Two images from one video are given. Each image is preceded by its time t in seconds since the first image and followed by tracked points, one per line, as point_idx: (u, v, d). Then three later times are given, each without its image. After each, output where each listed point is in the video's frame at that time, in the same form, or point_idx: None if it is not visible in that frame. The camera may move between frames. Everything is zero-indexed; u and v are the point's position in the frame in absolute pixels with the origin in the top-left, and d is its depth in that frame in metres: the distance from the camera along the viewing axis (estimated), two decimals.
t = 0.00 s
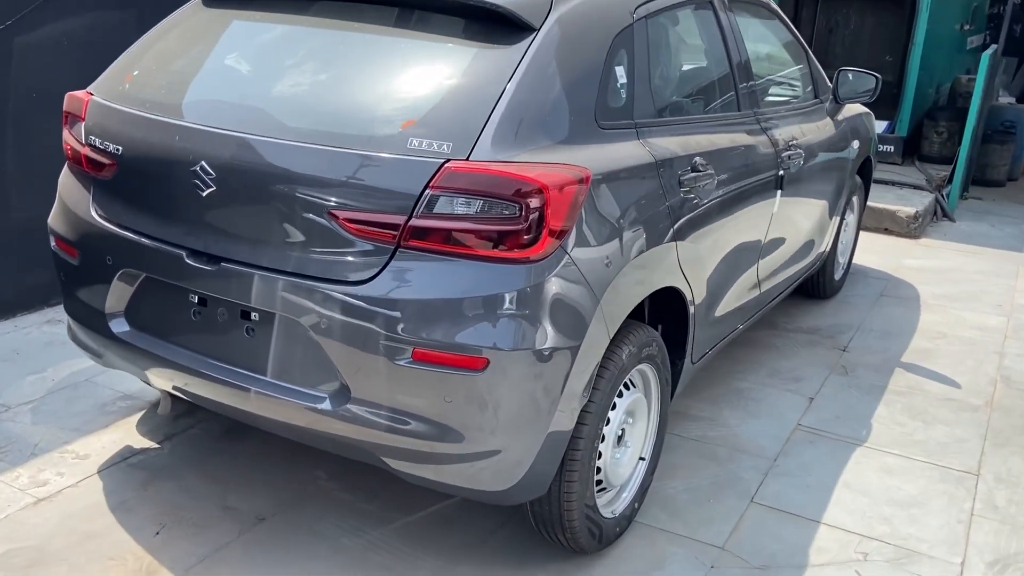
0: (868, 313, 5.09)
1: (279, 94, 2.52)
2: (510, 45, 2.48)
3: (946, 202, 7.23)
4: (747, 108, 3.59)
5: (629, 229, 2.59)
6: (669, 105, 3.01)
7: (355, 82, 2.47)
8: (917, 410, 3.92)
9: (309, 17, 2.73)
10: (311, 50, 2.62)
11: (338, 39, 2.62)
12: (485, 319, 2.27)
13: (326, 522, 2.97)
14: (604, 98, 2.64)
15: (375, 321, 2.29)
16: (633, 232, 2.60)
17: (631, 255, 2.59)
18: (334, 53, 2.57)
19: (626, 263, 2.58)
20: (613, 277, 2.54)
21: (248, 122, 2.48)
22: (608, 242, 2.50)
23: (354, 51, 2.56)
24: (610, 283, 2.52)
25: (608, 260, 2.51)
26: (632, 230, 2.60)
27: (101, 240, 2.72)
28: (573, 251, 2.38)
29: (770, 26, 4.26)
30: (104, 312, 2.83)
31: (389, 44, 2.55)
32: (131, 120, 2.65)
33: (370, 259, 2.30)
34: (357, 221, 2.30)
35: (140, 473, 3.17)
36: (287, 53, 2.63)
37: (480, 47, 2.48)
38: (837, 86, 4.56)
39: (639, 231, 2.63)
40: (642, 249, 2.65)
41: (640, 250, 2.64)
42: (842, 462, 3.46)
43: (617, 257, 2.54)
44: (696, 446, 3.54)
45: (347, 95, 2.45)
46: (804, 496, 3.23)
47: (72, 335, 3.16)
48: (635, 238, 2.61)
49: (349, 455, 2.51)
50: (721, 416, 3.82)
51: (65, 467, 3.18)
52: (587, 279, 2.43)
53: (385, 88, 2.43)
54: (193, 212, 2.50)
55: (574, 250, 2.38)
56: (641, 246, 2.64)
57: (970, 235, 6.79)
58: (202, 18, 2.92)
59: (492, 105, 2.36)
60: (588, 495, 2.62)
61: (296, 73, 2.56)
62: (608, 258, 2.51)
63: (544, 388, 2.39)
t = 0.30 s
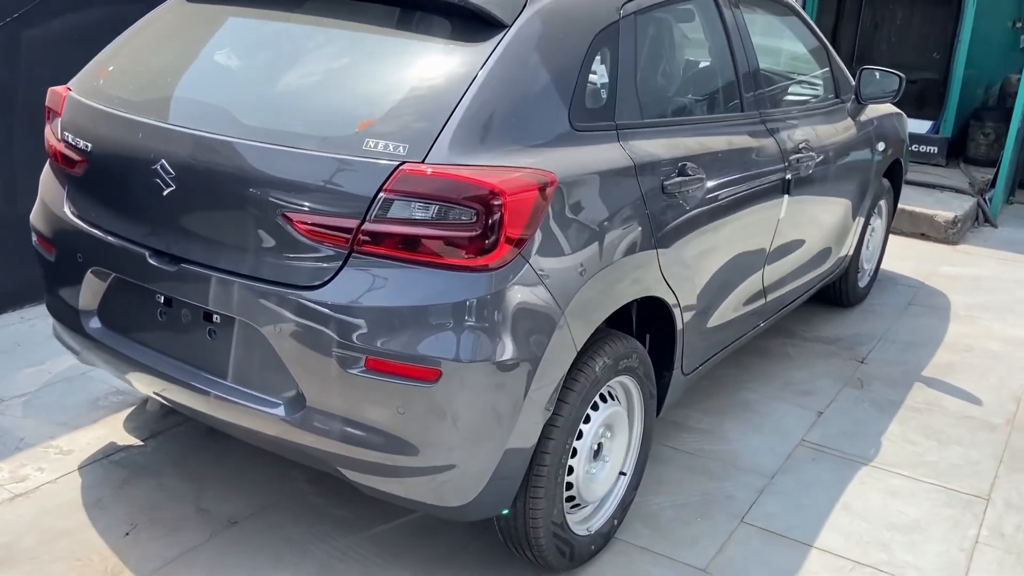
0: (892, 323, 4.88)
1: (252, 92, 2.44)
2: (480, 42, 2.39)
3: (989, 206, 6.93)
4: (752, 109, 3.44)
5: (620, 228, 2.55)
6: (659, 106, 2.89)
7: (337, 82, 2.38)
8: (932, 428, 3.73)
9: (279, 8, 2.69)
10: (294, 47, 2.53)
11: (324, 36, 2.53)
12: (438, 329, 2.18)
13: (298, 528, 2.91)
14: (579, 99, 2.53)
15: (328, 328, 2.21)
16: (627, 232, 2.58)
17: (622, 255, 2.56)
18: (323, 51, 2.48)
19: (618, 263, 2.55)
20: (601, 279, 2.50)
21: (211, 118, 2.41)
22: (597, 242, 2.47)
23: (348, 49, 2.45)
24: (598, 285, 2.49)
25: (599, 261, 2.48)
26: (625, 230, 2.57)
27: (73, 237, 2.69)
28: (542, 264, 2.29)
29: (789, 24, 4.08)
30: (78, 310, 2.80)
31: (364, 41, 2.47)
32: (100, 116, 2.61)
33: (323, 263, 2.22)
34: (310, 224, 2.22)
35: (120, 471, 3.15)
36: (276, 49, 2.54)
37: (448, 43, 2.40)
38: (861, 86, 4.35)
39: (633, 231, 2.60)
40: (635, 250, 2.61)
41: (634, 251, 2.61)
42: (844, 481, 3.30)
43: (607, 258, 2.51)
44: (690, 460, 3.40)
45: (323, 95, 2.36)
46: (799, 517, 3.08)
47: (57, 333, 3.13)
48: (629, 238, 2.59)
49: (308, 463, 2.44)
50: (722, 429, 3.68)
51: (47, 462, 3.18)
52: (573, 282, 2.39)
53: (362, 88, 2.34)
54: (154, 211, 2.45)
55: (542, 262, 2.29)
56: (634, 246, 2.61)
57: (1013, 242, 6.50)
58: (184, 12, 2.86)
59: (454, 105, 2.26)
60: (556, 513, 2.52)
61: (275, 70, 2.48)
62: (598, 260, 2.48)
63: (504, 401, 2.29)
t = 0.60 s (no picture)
0: (930, 332, 4.63)
1: (231, 79, 2.33)
2: (465, 28, 2.25)
3: None
4: (773, 103, 3.24)
5: (629, 222, 2.44)
6: (666, 99, 2.72)
7: (331, 73, 2.24)
8: (963, 446, 3.50)
9: None
10: (279, 32, 2.42)
11: (311, 22, 2.42)
12: (407, 332, 2.05)
13: (280, 533, 2.81)
14: (573, 90, 2.38)
15: (294, 328, 2.09)
16: (639, 227, 2.47)
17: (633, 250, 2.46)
18: (323, 39, 2.34)
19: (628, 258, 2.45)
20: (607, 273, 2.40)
21: (184, 105, 2.31)
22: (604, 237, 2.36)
23: (353, 37, 2.31)
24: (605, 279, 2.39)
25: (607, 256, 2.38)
26: (635, 224, 2.46)
27: (53, 227, 2.62)
28: (529, 269, 2.16)
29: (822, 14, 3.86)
30: (61, 302, 2.73)
31: (349, 27, 2.35)
32: (80, 102, 2.53)
33: (290, 260, 2.10)
34: (277, 218, 2.10)
35: (107, 466, 3.08)
36: (265, 34, 2.42)
37: (430, 29, 2.27)
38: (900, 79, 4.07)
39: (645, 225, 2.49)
40: (646, 246, 2.51)
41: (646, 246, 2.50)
42: (862, 501, 3.09)
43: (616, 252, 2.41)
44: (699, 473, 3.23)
45: (303, 84, 2.24)
46: (809, 539, 2.88)
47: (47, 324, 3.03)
48: (641, 232, 2.48)
49: (279, 468, 2.33)
50: (736, 441, 3.49)
51: (36, 455, 3.13)
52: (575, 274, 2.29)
53: (359, 79, 2.20)
54: (126, 201, 2.36)
55: (529, 265, 2.16)
56: (646, 241, 2.50)
57: None
58: None
59: (431, 93, 2.12)
60: (538, 528, 2.38)
61: (258, 57, 2.37)
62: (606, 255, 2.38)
63: (479, 412, 2.15)
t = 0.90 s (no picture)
0: (966, 349, 4.40)
1: (208, 76, 2.25)
2: (448, 26, 2.14)
3: None
4: (793, 107, 3.07)
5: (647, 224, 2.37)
6: (670, 103, 2.57)
7: (321, 77, 2.11)
8: (991, 474, 3.30)
9: None
10: (260, 27, 2.33)
11: (294, 16, 2.32)
12: (372, 347, 1.94)
13: (262, 543, 2.74)
14: (564, 93, 2.25)
15: (258, 337, 2.00)
16: (657, 229, 2.40)
17: (653, 255, 2.40)
18: (322, 40, 2.21)
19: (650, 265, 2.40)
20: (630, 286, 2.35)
21: (158, 103, 2.22)
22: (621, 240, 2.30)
23: (352, 41, 2.18)
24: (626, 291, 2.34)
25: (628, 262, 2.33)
26: (654, 224, 2.39)
27: (37, 225, 2.57)
28: (515, 282, 2.05)
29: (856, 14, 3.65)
30: (46, 301, 2.69)
31: (331, 21, 2.26)
32: (62, 98, 2.48)
33: (257, 267, 2.01)
34: (244, 223, 2.02)
35: (97, 467, 3.04)
36: (268, 33, 2.30)
37: (414, 25, 2.16)
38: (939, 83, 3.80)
39: (666, 227, 2.42)
40: (666, 246, 2.44)
41: (665, 247, 2.43)
42: (876, 530, 2.92)
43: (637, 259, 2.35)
44: (703, 494, 3.08)
45: (278, 83, 2.15)
46: (815, 569, 2.73)
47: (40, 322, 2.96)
48: (662, 234, 2.41)
49: (250, 480, 2.26)
50: (747, 460, 3.33)
51: (28, 452, 3.10)
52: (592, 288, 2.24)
53: (345, 83, 2.07)
54: (100, 200, 2.29)
55: (514, 278, 2.05)
56: (667, 242, 2.43)
57: None
58: None
59: (406, 93, 2.01)
60: (517, 553, 2.26)
61: (238, 53, 2.28)
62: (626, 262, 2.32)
63: (451, 431, 2.04)
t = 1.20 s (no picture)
0: (975, 361, 4.31)
1: (185, 77, 2.30)
2: (412, 29, 2.17)
3: None
4: (782, 113, 3.04)
5: (650, 219, 2.46)
6: (646, 109, 2.58)
7: (289, 80, 2.15)
8: (983, 490, 3.23)
9: None
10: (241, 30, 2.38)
11: (274, 19, 2.37)
12: (322, 345, 1.97)
13: (238, 535, 2.79)
14: (530, 97, 2.26)
15: (215, 332, 2.05)
16: (661, 224, 2.49)
17: (655, 249, 2.50)
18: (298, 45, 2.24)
19: (652, 259, 2.49)
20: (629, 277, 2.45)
21: (134, 104, 2.29)
22: (622, 234, 2.40)
23: (325, 46, 2.20)
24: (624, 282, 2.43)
25: (629, 253, 2.42)
26: (657, 220, 2.48)
27: (26, 219, 2.65)
28: (480, 286, 2.08)
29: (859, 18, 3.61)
30: (36, 292, 2.77)
31: (308, 25, 2.30)
32: (51, 96, 2.55)
33: (218, 265, 2.05)
34: (205, 221, 2.06)
35: (88, 455, 3.12)
36: (256, 36, 2.34)
37: (380, 29, 2.19)
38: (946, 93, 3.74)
39: (670, 224, 2.52)
40: (668, 242, 2.53)
41: (667, 242, 2.52)
42: (856, 543, 2.88)
43: (639, 250, 2.45)
44: (684, 501, 3.06)
45: (250, 84, 2.20)
46: None
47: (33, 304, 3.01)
48: (664, 230, 2.51)
49: (216, 472, 2.31)
50: (734, 468, 3.30)
51: (24, 439, 3.19)
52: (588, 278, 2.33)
53: (308, 87, 2.11)
54: (79, 196, 2.36)
55: (480, 282, 2.08)
56: (670, 239, 2.53)
57: None
58: None
59: (365, 95, 2.04)
60: (474, 553, 2.28)
61: (217, 54, 2.33)
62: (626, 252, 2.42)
63: (402, 430, 2.06)
